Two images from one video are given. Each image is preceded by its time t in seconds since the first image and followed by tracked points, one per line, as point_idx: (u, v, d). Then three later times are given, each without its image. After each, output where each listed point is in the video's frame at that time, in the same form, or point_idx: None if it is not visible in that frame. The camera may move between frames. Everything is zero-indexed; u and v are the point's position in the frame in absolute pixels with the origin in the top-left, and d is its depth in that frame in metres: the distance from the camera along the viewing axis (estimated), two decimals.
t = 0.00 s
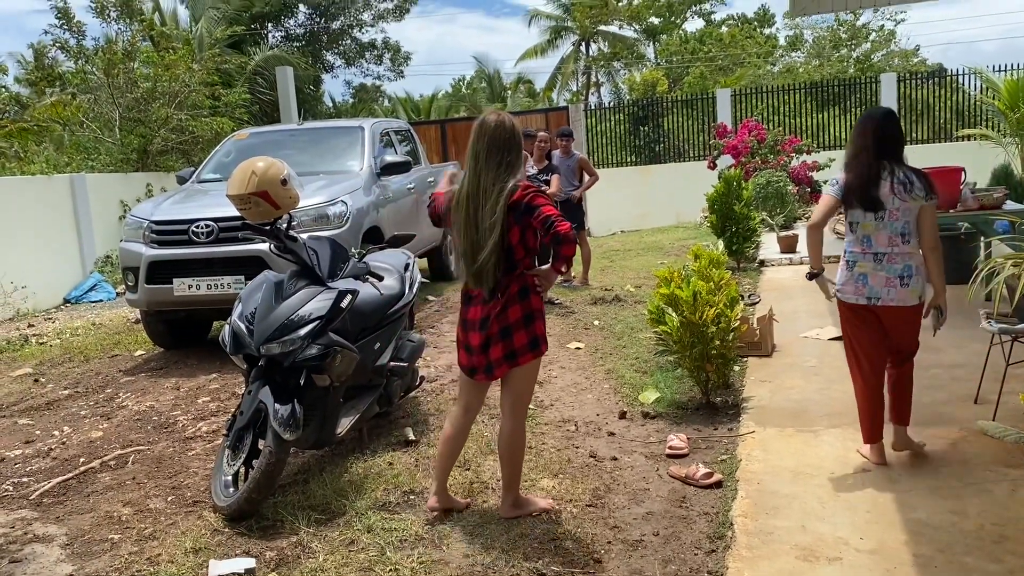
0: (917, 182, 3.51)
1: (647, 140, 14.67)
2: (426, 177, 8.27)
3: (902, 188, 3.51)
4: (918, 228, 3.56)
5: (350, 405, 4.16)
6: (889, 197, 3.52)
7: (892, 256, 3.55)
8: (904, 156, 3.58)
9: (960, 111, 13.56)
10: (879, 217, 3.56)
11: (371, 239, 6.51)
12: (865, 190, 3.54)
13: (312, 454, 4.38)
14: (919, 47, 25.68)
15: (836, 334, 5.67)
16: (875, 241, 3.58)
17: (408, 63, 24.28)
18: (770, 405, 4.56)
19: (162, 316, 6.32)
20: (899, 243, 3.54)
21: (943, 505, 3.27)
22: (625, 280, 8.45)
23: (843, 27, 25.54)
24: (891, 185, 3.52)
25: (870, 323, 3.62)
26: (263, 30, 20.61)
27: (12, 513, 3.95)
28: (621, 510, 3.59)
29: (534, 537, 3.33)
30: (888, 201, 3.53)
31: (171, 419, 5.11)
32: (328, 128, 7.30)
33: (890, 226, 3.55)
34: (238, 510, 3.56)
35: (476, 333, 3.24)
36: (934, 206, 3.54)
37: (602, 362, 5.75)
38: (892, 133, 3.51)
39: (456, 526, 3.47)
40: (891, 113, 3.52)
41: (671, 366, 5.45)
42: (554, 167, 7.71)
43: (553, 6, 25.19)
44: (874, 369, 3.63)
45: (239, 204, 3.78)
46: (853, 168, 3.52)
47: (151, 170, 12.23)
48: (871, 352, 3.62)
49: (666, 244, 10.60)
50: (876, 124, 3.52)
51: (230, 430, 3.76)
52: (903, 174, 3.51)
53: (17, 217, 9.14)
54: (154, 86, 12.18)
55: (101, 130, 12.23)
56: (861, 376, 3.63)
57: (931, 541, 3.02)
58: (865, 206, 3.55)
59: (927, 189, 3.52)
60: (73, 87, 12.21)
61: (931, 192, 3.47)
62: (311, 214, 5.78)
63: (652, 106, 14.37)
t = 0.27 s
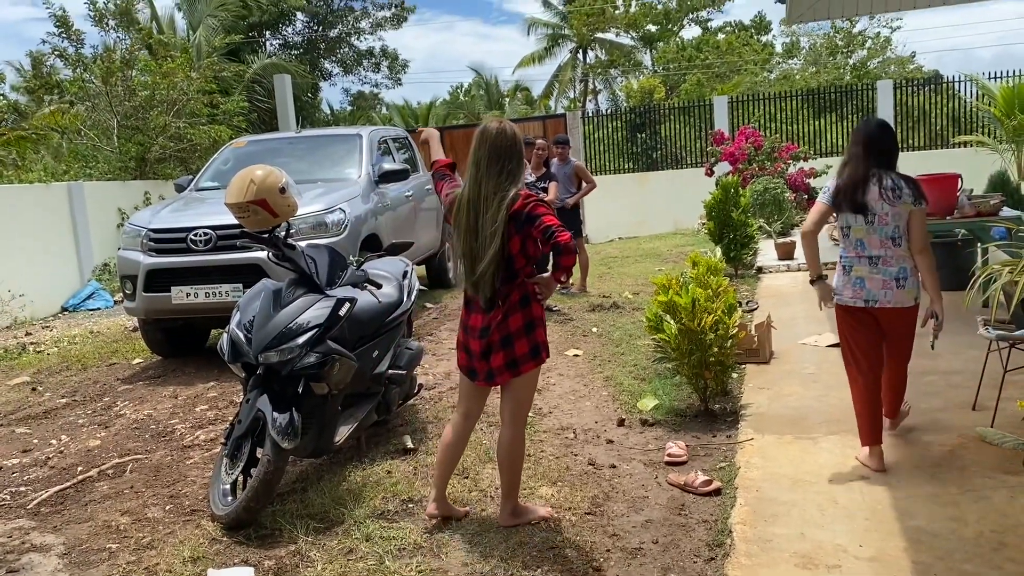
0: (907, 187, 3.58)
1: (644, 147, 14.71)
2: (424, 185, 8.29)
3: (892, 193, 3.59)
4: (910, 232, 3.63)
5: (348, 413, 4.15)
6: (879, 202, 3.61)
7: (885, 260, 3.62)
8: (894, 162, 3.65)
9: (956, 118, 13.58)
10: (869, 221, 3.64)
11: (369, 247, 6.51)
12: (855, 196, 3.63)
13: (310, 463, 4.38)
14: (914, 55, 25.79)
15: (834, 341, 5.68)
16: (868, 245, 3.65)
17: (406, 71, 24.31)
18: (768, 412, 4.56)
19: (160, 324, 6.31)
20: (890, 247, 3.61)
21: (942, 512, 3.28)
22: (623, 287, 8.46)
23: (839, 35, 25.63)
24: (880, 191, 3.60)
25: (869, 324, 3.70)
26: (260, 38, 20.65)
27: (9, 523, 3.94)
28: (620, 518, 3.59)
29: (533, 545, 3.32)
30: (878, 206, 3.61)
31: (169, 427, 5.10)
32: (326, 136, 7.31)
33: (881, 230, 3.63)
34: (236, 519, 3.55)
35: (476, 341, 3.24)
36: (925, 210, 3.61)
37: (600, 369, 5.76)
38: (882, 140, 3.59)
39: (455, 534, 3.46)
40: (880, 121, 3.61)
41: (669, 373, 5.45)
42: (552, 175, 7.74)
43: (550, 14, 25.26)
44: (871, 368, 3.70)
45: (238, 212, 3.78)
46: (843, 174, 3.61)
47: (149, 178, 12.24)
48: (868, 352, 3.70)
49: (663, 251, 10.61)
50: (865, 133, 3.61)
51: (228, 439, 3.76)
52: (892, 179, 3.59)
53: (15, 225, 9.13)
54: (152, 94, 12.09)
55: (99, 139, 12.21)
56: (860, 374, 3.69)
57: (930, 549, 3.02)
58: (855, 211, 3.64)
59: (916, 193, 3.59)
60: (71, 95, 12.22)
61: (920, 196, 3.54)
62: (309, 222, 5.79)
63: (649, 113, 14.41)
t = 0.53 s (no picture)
0: (908, 191, 3.72)
1: (640, 155, 14.73)
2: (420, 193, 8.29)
3: (893, 196, 3.72)
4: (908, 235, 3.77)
5: (344, 421, 4.15)
6: (880, 205, 3.75)
7: (884, 262, 3.76)
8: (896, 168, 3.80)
9: (951, 125, 13.62)
10: (870, 223, 3.77)
11: (365, 255, 6.51)
12: (857, 199, 3.77)
13: (306, 472, 4.36)
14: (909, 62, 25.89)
15: (830, 347, 5.68)
16: (868, 246, 3.79)
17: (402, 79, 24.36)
18: (765, 419, 4.56)
19: (155, 332, 6.30)
20: (889, 248, 3.75)
21: (939, 518, 3.27)
22: (620, 294, 8.46)
23: (833, 43, 25.74)
24: (882, 194, 3.74)
25: (866, 326, 3.84)
26: (257, 46, 20.69)
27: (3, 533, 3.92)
28: (617, 526, 3.58)
29: (530, 554, 3.31)
30: (879, 208, 3.75)
31: (164, 436, 5.08)
32: (322, 144, 7.32)
33: (880, 233, 3.77)
34: (231, 528, 3.54)
35: (472, 349, 3.23)
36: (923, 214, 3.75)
37: (597, 377, 5.75)
38: (884, 145, 3.74)
39: (451, 543, 3.45)
40: (884, 127, 3.76)
41: (665, 381, 5.44)
42: (549, 183, 7.74)
43: (546, 22, 25.33)
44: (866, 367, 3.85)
45: (233, 221, 3.78)
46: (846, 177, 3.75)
47: (145, 186, 12.23)
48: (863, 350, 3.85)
49: (659, 259, 10.62)
50: (869, 137, 3.76)
51: (224, 448, 3.74)
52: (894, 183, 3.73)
53: (10, 234, 9.12)
54: (148, 103, 12.18)
55: (95, 147, 12.20)
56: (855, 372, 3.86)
57: (927, 555, 3.01)
58: (857, 213, 3.77)
59: (916, 198, 3.73)
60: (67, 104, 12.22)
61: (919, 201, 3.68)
62: (305, 230, 5.78)
63: (645, 120, 14.45)
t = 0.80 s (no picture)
0: (907, 196, 3.94)
1: (634, 163, 14.78)
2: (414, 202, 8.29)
3: (892, 201, 3.96)
4: (908, 238, 3.98)
5: (337, 431, 4.14)
6: (878, 210, 3.99)
7: (883, 263, 3.98)
8: (898, 175, 4.03)
9: (943, 133, 13.68)
10: (869, 227, 4.02)
11: (359, 264, 6.50)
12: (857, 203, 4.02)
13: (300, 482, 4.35)
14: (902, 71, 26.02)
15: (824, 355, 5.69)
16: (867, 249, 4.03)
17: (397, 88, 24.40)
18: (759, 426, 4.56)
19: (148, 342, 6.28)
20: (886, 251, 3.98)
21: (932, 525, 3.28)
22: (614, 302, 8.46)
23: (826, 51, 25.90)
24: (881, 200, 3.98)
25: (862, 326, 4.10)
26: (251, 56, 20.74)
27: None
28: (611, 535, 3.57)
29: (523, 564, 3.30)
30: (877, 213, 3.99)
31: (157, 447, 5.06)
32: (316, 153, 7.32)
33: (878, 237, 4.00)
34: (224, 539, 3.53)
35: (465, 358, 3.23)
36: (923, 219, 3.96)
37: (591, 385, 5.75)
38: (885, 153, 3.98)
39: (445, 552, 3.44)
40: (889, 135, 4.01)
41: (659, 389, 5.45)
42: (543, 191, 7.75)
43: (540, 31, 25.40)
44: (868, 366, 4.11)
45: (226, 231, 3.78)
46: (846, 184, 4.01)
47: (139, 196, 12.22)
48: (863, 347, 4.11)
49: (654, 267, 10.64)
50: (870, 145, 4.01)
51: (216, 458, 3.73)
52: (893, 189, 3.96)
53: (3, 245, 9.10)
54: (142, 112, 12.19)
55: (88, 157, 12.19)
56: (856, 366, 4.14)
57: (919, 562, 3.02)
58: (857, 218, 4.02)
59: (915, 203, 3.94)
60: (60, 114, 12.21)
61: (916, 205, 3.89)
62: (298, 239, 5.79)
63: (639, 129, 14.49)
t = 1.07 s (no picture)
0: (901, 204, 4.02)
1: (627, 172, 14.82)
2: (408, 212, 8.29)
3: (885, 208, 4.05)
4: (902, 245, 4.03)
5: (331, 442, 4.13)
6: (872, 216, 4.06)
7: (875, 268, 4.06)
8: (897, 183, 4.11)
9: (934, 142, 13.75)
10: (863, 233, 4.10)
11: (352, 274, 6.50)
12: (853, 210, 4.12)
13: (294, 493, 4.34)
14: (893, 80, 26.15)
15: (817, 363, 5.71)
16: (860, 255, 4.11)
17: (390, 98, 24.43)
18: (753, 435, 4.56)
19: (142, 353, 6.26)
20: (878, 257, 4.05)
21: (927, 533, 3.28)
22: (608, 311, 8.47)
23: (818, 60, 26.05)
24: (875, 207, 4.06)
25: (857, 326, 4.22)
26: (244, 67, 20.76)
27: None
28: (606, 544, 3.57)
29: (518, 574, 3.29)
30: (871, 220, 4.07)
31: (150, 458, 5.04)
32: (310, 163, 7.32)
33: (871, 243, 4.07)
34: (217, 550, 3.51)
35: (460, 368, 3.23)
36: (918, 226, 4.01)
37: (585, 394, 5.74)
38: (883, 161, 4.06)
39: (440, 562, 3.44)
40: (888, 144, 4.07)
41: (654, 398, 5.45)
42: (537, 201, 7.75)
43: (534, 41, 25.48)
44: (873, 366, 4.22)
45: (219, 242, 3.78)
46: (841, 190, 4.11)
47: (132, 207, 12.20)
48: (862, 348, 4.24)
49: (647, 276, 10.65)
50: (868, 154, 4.09)
51: (209, 469, 3.72)
52: (888, 197, 4.04)
53: None
54: (135, 123, 12.17)
55: (82, 168, 12.17)
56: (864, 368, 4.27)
57: (914, 570, 3.02)
58: (852, 224, 4.12)
59: (910, 211, 4.02)
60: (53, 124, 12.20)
61: (908, 213, 3.98)
62: (291, 250, 5.78)
63: (632, 138, 14.54)
